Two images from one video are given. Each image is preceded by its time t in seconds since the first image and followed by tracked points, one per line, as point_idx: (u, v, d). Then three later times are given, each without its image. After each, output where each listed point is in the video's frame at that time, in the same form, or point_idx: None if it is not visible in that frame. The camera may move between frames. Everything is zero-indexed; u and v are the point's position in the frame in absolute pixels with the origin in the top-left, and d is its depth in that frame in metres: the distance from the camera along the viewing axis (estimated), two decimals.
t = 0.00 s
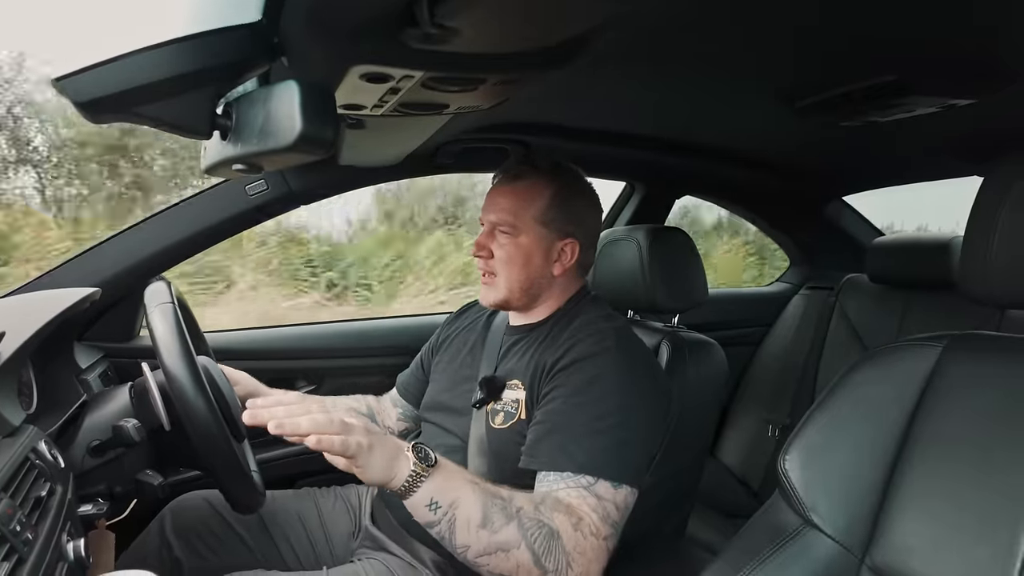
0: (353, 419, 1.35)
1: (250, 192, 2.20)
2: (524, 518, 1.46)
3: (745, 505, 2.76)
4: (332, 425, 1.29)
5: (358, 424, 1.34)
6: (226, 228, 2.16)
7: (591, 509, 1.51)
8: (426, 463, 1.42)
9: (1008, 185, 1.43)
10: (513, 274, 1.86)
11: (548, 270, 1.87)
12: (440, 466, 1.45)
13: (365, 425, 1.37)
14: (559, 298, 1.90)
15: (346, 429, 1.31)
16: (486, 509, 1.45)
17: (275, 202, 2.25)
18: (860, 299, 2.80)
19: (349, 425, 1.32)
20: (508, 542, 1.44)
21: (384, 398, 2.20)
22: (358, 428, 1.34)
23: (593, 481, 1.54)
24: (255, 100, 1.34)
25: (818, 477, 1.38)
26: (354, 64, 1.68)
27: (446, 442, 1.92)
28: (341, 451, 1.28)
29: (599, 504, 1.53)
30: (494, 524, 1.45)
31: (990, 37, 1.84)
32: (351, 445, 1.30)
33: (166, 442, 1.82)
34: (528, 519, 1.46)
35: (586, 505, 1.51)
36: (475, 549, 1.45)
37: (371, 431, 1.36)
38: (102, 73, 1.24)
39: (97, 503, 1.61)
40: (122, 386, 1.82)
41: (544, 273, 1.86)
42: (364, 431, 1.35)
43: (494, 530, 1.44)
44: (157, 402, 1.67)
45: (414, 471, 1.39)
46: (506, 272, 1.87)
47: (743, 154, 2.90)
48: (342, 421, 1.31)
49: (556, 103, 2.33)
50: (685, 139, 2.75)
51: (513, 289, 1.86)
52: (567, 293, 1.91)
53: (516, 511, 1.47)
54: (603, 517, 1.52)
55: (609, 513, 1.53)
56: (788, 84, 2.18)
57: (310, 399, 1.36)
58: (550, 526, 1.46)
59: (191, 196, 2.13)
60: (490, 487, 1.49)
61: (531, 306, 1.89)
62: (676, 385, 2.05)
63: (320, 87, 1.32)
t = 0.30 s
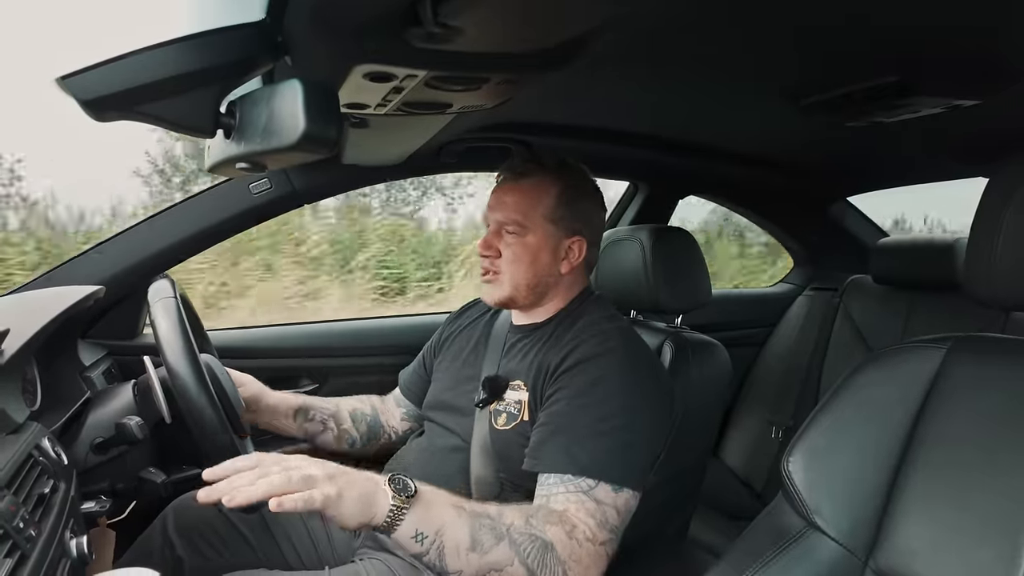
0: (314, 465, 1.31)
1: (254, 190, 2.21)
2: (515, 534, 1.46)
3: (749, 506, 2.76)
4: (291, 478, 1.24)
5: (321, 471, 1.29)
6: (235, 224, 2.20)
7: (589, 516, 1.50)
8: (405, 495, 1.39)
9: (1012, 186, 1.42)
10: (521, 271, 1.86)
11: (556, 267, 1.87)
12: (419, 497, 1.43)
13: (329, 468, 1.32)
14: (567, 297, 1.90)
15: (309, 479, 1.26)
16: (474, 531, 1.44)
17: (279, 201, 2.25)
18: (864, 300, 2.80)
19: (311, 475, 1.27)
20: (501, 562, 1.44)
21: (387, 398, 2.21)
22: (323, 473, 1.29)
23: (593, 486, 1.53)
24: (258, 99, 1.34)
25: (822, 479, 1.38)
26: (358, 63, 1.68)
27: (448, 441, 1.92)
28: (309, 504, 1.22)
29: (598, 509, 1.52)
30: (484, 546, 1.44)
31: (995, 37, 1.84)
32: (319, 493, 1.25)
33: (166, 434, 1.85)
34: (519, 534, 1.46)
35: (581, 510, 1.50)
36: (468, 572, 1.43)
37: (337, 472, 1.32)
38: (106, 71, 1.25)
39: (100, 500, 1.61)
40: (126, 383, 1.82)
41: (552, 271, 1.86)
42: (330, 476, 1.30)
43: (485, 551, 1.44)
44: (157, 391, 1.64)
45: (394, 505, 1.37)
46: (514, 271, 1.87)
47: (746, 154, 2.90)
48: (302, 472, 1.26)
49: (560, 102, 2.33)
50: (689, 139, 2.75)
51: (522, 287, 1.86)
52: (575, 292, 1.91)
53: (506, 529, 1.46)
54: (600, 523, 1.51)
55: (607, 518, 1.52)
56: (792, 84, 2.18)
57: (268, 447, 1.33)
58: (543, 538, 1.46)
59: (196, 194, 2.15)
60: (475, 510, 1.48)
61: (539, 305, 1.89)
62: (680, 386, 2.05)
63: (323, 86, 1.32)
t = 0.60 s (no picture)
0: (329, 461, 1.28)
1: (254, 191, 2.21)
2: (524, 536, 1.44)
3: (749, 507, 2.76)
4: (302, 480, 1.22)
5: (333, 473, 1.26)
6: (235, 225, 2.19)
7: (592, 516, 1.49)
8: (416, 500, 1.37)
9: (1012, 188, 1.42)
10: (534, 282, 1.85)
11: (565, 272, 1.87)
12: (432, 498, 1.41)
13: (345, 466, 1.30)
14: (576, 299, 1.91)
15: (320, 480, 1.24)
16: (483, 534, 1.43)
17: (278, 202, 2.25)
18: (864, 302, 2.80)
19: (324, 476, 1.25)
20: (509, 564, 1.43)
21: (385, 399, 2.21)
22: (336, 475, 1.27)
23: (596, 486, 1.53)
24: (258, 100, 1.34)
25: (821, 480, 1.38)
26: (358, 64, 1.68)
27: (447, 442, 1.91)
28: (314, 512, 1.20)
29: (600, 509, 1.52)
30: (494, 548, 1.43)
31: (997, 37, 1.84)
32: (327, 499, 1.23)
33: (166, 437, 1.84)
34: (528, 536, 1.44)
35: (586, 512, 1.49)
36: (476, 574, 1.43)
37: (351, 472, 1.30)
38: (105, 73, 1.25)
39: (99, 501, 1.61)
40: (125, 385, 1.82)
41: (562, 276, 1.87)
42: (342, 478, 1.28)
43: (494, 554, 1.42)
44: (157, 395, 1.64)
45: (404, 508, 1.36)
46: (525, 282, 1.86)
47: (745, 155, 2.90)
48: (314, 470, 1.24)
49: (559, 103, 2.33)
50: (689, 141, 2.75)
51: (534, 297, 1.85)
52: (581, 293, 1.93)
53: (515, 531, 1.45)
54: (604, 523, 1.51)
55: (610, 518, 1.52)
56: (792, 85, 2.18)
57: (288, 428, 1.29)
58: (552, 540, 1.45)
59: (196, 195, 2.15)
60: (485, 511, 1.46)
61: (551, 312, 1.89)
62: (679, 385, 2.04)
63: (324, 87, 1.32)
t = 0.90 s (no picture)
0: (355, 427, 1.14)
1: (253, 192, 2.21)
2: (534, 531, 1.40)
3: (747, 508, 2.76)
4: (323, 446, 1.09)
5: (358, 440, 1.14)
6: (234, 226, 2.20)
7: (598, 517, 1.49)
8: (432, 487, 1.27)
9: (1010, 188, 1.42)
10: (531, 285, 1.85)
11: (561, 274, 1.88)
12: (450, 478, 1.31)
13: (371, 433, 1.16)
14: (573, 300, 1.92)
15: (342, 446, 1.11)
16: (495, 523, 1.35)
17: (277, 203, 2.25)
18: (863, 302, 2.81)
19: (348, 443, 1.12)
20: (516, 556, 1.37)
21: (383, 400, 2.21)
22: (358, 443, 1.14)
23: (598, 488, 1.53)
24: (256, 101, 1.34)
25: (820, 480, 1.38)
26: (355, 65, 1.68)
27: (446, 444, 1.92)
28: (324, 482, 1.08)
29: (605, 510, 1.52)
30: (502, 540, 1.36)
31: (995, 37, 1.84)
32: (340, 470, 1.11)
33: (166, 440, 1.81)
34: (538, 532, 1.40)
35: (592, 511, 1.49)
36: (480, 561, 1.36)
37: (375, 443, 1.17)
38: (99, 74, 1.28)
39: (98, 503, 1.61)
40: (124, 386, 1.82)
41: (558, 277, 1.87)
42: (363, 448, 1.14)
43: (502, 545, 1.36)
44: (158, 399, 1.66)
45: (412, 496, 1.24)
46: (521, 286, 1.86)
47: (743, 155, 2.90)
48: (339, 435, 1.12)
49: (557, 104, 2.33)
50: (687, 141, 2.75)
51: (531, 300, 1.85)
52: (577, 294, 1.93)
53: (525, 524, 1.39)
54: (609, 524, 1.51)
55: (614, 519, 1.52)
56: (790, 85, 2.18)
57: (325, 380, 1.13)
58: (560, 537, 1.42)
59: (194, 195, 2.15)
60: (500, 500, 1.38)
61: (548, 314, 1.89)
62: (678, 385, 2.05)
63: (322, 87, 1.32)
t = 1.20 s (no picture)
0: (350, 429, 1.15)
1: (255, 187, 2.21)
2: (533, 523, 1.41)
3: (750, 500, 2.77)
4: (318, 450, 1.10)
5: (353, 442, 1.15)
6: (237, 221, 2.20)
7: (596, 506, 1.50)
8: (429, 485, 1.29)
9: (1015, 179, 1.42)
10: (529, 270, 1.86)
11: (559, 261, 1.88)
12: (448, 476, 1.33)
13: (366, 435, 1.17)
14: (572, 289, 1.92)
15: (338, 449, 1.12)
16: (493, 518, 1.37)
17: (279, 197, 2.25)
18: (865, 295, 2.80)
19: (344, 445, 1.13)
20: (516, 549, 1.39)
21: (385, 395, 2.21)
22: (354, 445, 1.15)
23: (598, 476, 1.53)
24: (258, 95, 1.35)
25: (822, 471, 1.38)
26: (357, 59, 1.67)
27: (448, 437, 1.92)
28: (321, 486, 1.09)
29: (604, 500, 1.52)
30: (502, 533, 1.38)
31: (998, 28, 1.84)
32: (336, 472, 1.12)
33: (173, 437, 1.82)
34: (537, 523, 1.42)
35: (591, 501, 1.50)
36: (480, 555, 1.38)
37: (370, 444, 1.18)
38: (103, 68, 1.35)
39: (104, 496, 1.62)
40: (128, 380, 1.81)
41: (557, 264, 1.88)
42: (359, 449, 1.16)
43: (502, 539, 1.38)
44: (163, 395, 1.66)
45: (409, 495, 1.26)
46: (519, 270, 1.87)
47: (746, 148, 2.90)
48: (334, 438, 1.13)
49: (559, 97, 2.32)
50: (690, 134, 2.74)
51: (528, 285, 1.86)
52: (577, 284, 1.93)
53: (524, 517, 1.41)
54: (608, 513, 1.51)
55: (613, 508, 1.53)
56: (793, 78, 2.18)
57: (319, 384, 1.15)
58: (559, 527, 1.43)
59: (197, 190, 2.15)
60: (497, 495, 1.40)
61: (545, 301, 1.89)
62: (676, 382, 2.06)
63: (323, 82, 1.32)
